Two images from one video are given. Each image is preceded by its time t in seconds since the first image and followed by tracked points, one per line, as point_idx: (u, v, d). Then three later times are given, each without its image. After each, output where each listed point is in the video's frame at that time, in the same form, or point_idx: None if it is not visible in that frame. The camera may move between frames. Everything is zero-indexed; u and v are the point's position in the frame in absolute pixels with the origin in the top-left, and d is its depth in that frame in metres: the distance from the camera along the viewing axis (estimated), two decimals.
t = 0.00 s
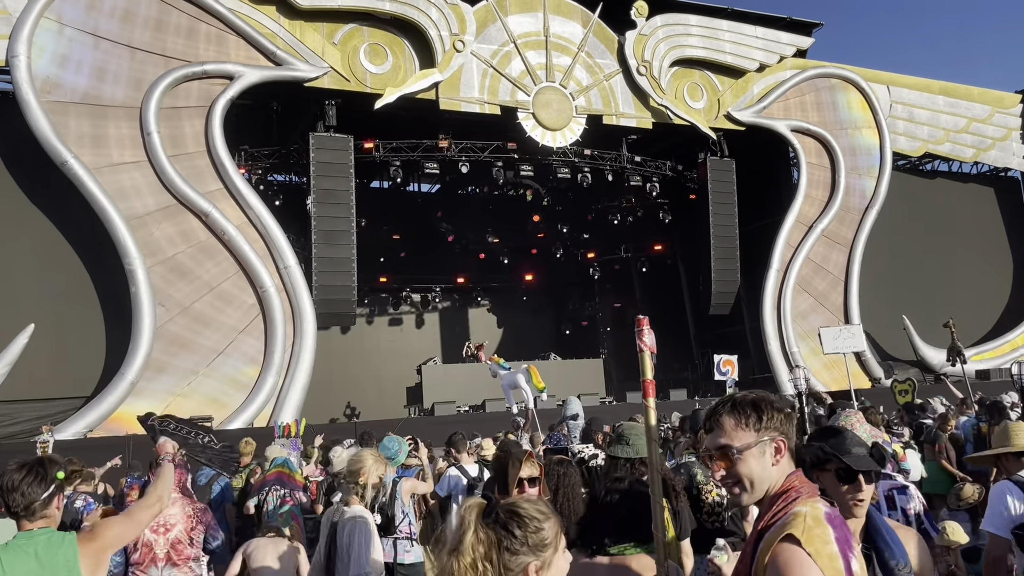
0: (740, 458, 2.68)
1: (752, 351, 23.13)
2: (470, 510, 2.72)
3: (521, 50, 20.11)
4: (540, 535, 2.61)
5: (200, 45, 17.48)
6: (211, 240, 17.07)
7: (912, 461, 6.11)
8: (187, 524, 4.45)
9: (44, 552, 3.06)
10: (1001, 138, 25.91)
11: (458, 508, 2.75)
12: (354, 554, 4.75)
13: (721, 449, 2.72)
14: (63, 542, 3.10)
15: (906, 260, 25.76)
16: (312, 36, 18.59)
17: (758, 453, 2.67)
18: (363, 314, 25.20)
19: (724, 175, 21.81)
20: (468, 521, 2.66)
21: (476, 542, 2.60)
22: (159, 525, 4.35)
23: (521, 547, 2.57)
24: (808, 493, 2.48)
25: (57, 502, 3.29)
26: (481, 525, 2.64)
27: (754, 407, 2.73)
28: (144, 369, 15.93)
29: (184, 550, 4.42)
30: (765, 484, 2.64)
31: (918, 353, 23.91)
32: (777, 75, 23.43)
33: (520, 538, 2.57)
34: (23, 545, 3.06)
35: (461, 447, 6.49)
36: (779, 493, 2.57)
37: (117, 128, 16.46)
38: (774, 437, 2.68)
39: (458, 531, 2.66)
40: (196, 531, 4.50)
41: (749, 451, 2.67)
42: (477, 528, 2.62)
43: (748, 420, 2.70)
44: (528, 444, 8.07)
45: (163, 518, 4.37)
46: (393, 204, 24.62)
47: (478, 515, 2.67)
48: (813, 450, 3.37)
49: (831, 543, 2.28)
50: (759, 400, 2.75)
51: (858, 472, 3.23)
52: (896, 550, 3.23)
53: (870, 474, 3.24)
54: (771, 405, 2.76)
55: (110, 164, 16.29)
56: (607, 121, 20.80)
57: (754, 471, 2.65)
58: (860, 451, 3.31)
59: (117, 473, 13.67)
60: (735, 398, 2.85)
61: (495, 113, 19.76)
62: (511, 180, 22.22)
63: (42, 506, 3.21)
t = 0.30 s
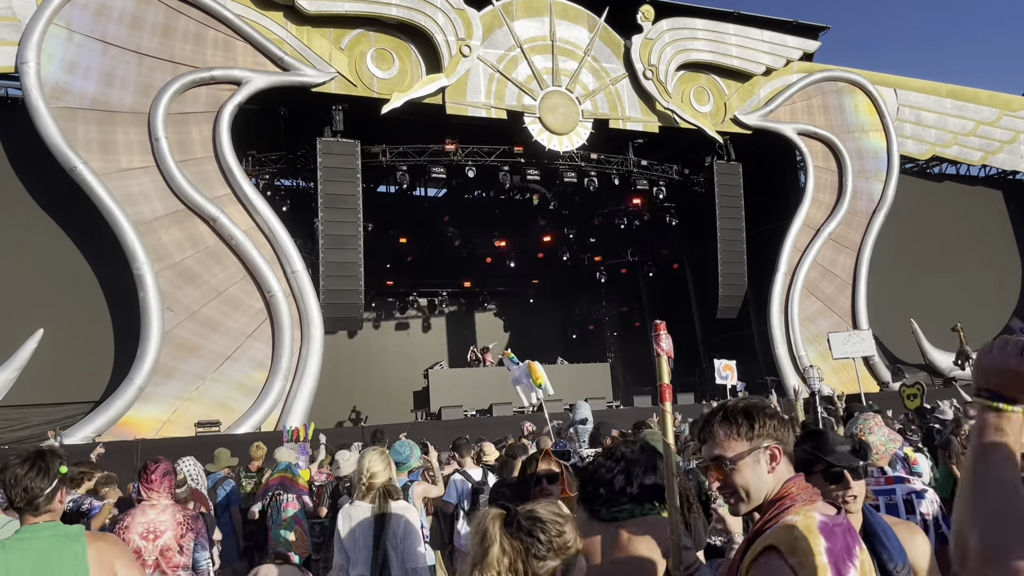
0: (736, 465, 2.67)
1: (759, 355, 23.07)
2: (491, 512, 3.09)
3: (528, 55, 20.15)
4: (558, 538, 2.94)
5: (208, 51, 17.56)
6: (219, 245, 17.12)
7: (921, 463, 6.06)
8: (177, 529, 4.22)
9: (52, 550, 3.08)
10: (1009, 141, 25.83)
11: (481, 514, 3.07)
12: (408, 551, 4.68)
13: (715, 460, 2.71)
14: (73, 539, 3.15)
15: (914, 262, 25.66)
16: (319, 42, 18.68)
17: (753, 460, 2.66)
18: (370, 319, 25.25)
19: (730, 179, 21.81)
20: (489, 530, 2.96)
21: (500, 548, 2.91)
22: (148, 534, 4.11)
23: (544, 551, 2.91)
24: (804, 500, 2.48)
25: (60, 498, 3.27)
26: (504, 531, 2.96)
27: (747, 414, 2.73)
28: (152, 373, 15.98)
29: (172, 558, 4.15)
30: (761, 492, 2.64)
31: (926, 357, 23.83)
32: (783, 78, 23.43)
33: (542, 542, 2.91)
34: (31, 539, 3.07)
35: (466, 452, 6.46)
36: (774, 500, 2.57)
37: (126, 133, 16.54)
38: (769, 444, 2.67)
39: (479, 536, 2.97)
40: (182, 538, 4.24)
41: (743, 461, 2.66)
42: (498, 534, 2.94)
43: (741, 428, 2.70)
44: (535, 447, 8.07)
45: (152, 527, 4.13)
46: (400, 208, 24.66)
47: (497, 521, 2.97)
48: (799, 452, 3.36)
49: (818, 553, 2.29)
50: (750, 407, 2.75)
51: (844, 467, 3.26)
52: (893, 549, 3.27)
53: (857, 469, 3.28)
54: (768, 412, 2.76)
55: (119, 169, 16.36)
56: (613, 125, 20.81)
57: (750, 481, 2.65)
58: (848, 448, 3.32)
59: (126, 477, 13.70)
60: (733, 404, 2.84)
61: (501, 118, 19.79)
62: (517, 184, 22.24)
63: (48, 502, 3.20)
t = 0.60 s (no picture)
0: (731, 475, 2.69)
1: (766, 360, 23.01)
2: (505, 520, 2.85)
3: (534, 60, 20.19)
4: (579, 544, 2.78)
5: (215, 57, 17.63)
6: (226, 249, 17.17)
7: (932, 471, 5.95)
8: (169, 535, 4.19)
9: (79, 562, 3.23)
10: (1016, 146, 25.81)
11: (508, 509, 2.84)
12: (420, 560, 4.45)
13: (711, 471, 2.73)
14: (96, 551, 3.30)
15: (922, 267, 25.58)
16: (326, 47, 18.68)
17: (746, 472, 2.67)
18: (376, 322, 25.15)
19: (737, 183, 21.81)
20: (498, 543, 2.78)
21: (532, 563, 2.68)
22: (144, 540, 4.17)
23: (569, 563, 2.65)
24: (801, 512, 2.45)
25: (79, 515, 3.44)
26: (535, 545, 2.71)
27: (744, 423, 2.71)
28: (160, 378, 16.02)
29: (166, 565, 4.17)
30: (757, 502, 2.64)
31: (934, 362, 23.77)
32: (790, 83, 23.42)
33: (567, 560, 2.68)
34: (58, 554, 3.22)
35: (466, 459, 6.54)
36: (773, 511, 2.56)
37: (134, 138, 16.61)
38: (762, 456, 2.65)
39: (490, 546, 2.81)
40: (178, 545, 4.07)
41: (738, 472, 2.67)
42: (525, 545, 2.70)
43: (735, 442, 2.70)
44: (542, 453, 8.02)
45: (148, 533, 4.18)
46: (406, 213, 24.67)
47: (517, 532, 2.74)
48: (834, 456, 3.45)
49: (808, 567, 2.27)
50: (745, 417, 2.73)
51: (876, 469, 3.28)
52: (927, 564, 3.20)
53: (886, 472, 3.27)
54: (767, 421, 2.73)
55: (127, 174, 16.43)
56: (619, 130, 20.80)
57: (744, 493, 2.66)
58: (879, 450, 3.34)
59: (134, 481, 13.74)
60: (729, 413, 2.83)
61: (507, 122, 19.81)
62: (524, 189, 22.21)
63: (68, 519, 3.37)
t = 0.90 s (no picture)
0: (727, 487, 2.69)
1: (772, 366, 22.95)
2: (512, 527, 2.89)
3: (540, 66, 20.22)
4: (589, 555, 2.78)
5: (223, 62, 17.69)
6: (233, 254, 17.20)
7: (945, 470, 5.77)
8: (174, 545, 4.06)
9: None
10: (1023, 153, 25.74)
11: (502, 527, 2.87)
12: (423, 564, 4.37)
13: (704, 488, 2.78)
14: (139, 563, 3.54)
15: (928, 273, 25.52)
16: (333, 53, 18.75)
17: (729, 485, 2.69)
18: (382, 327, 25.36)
19: (743, 190, 21.77)
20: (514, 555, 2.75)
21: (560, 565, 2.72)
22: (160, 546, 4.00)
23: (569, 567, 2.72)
24: (799, 531, 2.52)
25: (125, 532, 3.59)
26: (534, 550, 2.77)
27: (738, 441, 2.65)
28: (166, 382, 16.05)
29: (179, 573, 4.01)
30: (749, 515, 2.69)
31: (941, 370, 23.67)
32: (796, 89, 23.40)
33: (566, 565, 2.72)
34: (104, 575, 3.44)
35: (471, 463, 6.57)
36: (772, 525, 2.59)
37: (142, 143, 16.67)
38: (741, 471, 2.63)
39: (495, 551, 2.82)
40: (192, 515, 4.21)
41: (724, 489, 2.71)
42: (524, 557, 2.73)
43: (730, 460, 2.67)
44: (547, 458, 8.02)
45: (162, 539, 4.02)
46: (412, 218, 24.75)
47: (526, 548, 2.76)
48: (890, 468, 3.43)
49: None
50: (732, 432, 2.69)
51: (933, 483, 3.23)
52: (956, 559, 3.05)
53: (929, 482, 3.24)
54: (768, 434, 2.65)
55: (134, 179, 16.49)
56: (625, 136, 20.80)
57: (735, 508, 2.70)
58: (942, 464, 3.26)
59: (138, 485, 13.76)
60: (728, 424, 2.76)
61: (513, 128, 19.84)
62: (529, 195, 22.23)
63: (113, 537, 3.51)
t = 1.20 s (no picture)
0: (736, 489, 2.70)
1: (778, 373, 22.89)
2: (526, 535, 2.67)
3: (547, 71, 20.25)
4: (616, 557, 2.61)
5: (231, 67, 17.75)
6: (239, 258, 17.24)
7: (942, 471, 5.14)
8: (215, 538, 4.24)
9: (147, 559, 3.37)
10: None
11: (532, 531, 2.63)
12: None
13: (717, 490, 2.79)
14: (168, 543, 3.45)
15: (935, 280, 25.44)
16: (340, 58, 18.79)
17: (736, 486, 2.70)
18: (387, 332, 25.26)
19: (749, 197, 21.81)
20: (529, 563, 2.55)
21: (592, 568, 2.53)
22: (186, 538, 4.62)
23: None
24: (799, 538, 2.49)
25: (155, 510, 3.57)
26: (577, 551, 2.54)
27: (752, 444, 2.64)
28: (171, 386, 16.07)
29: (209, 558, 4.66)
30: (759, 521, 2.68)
31: (947, 378, 23.60)
32: (803, 96, 23.42)
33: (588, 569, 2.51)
34: (133, 550, 3.38)
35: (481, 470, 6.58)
36: (777, 529, 2.58)
37: (149, 147, 16.73)
38: (745, 473, 2.65)
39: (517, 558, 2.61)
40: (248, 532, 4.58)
41: (733, 493, 2.72)
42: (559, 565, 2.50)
43: (740, 463, 2.67)
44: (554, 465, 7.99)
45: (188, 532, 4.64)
46: (417, 223, 24.75)
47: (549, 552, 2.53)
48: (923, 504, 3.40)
49: None
50: (743, 433, 2.70)
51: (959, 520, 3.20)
52: None
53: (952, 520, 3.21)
54: (783, 439, 2.63)
55: (142, 183, 16.54)
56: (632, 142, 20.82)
57: (746, 513, 2.70)
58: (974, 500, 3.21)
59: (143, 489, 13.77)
60: (744, 427, 2.76)
61: (520, 133, 19.87)
62: (536, 200, 22.22)
63: (145, 511, 3.51)
